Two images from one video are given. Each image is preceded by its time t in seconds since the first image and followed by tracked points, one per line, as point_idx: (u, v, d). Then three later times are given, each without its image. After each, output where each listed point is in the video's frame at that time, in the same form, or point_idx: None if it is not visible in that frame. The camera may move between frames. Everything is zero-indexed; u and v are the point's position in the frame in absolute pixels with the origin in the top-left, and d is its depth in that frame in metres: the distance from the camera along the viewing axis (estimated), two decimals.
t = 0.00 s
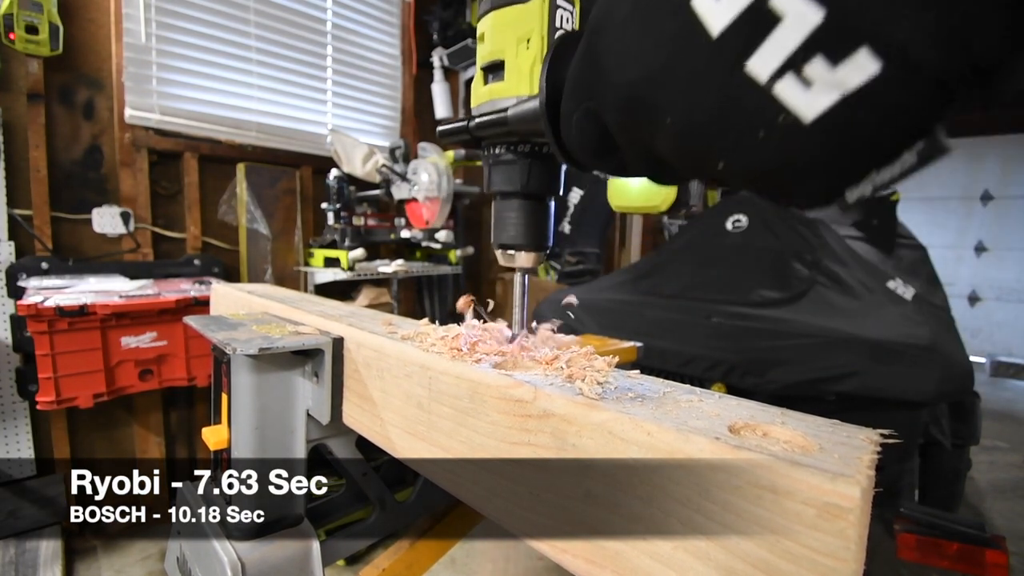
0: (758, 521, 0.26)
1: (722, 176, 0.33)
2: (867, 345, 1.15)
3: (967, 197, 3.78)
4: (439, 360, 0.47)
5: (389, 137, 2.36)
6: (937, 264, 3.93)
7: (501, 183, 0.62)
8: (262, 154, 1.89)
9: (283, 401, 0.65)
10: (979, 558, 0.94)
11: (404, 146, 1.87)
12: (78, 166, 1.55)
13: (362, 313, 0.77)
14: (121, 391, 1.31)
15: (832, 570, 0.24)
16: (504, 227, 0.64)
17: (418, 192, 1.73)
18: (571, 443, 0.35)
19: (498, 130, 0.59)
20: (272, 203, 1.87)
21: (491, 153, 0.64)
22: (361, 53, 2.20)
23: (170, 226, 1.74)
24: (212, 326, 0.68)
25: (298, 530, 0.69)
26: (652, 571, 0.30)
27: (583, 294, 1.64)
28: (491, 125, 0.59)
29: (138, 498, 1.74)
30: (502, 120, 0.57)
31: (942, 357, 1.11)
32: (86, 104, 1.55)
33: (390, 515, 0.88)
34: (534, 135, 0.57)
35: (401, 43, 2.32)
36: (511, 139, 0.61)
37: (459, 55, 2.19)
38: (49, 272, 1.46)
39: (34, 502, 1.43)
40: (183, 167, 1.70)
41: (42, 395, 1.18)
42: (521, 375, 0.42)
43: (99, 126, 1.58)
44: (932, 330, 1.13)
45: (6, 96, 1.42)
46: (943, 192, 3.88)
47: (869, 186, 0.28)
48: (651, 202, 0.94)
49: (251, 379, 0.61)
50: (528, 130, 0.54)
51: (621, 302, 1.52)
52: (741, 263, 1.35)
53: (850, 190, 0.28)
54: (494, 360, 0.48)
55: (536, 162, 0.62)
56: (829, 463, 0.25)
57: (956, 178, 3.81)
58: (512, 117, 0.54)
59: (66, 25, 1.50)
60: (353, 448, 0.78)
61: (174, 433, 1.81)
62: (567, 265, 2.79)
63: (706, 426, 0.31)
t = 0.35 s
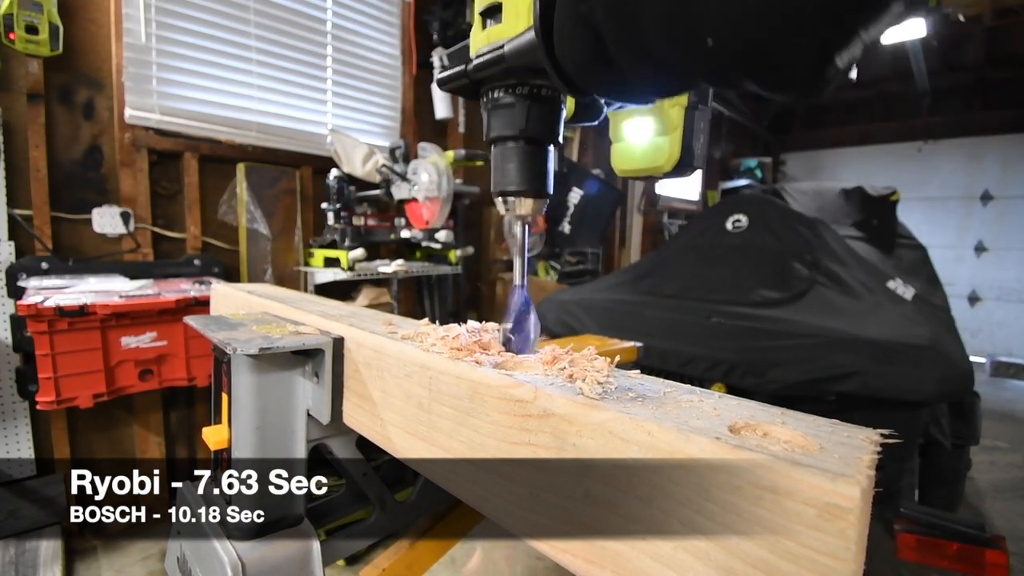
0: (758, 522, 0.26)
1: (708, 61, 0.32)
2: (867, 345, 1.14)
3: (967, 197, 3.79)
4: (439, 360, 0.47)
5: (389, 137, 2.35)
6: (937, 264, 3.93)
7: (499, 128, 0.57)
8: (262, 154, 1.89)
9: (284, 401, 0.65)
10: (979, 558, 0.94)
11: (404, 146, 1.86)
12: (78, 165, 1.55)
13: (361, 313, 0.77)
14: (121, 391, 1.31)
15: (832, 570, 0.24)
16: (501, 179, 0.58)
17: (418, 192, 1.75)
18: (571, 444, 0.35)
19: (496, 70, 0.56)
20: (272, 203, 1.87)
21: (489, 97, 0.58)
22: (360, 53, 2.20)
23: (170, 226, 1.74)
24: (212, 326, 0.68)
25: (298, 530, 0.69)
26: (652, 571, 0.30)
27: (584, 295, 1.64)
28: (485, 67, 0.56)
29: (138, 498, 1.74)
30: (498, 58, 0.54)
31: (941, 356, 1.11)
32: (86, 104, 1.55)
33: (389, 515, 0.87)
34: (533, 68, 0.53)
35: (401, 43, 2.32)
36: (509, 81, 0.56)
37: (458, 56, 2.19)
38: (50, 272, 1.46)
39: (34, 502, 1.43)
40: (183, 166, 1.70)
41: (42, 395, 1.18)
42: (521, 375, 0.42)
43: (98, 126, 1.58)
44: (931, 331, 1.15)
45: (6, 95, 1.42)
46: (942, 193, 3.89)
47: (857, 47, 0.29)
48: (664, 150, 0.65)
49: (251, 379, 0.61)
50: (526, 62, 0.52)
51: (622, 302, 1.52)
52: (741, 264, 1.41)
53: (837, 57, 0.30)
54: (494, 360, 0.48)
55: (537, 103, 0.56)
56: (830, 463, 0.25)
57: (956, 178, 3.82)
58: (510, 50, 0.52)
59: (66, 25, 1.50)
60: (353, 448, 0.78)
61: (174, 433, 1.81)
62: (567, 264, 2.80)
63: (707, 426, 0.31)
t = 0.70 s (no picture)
0: (756, 523, 0.26)
1: None
2: (867, 345, 1.14)
3: (967, 197, 3.79)
4: (438, 360, 0.47)
5: (389, 137, 2.35)
6: (937, 264, 3.92)
7: None
8: (262, 154, 1.88)
9: (283, 401, 0.65)
10: (980, 558, 0.93)
11: (404, 146, 1.86)
12: (78, 166, 1.55)
13: (361, 313, 0.77)
14: (121, 391, 1.31)
15: (832, 571, 0.24)
16: None
17: (418, 192, 1.77)
18: (569, 444, 0.35)
19: None
20: (272, 203, 1.87)
21: None
22: (361, 53, 2.20)
23: (170, 226, 1.74)
24: (212, 326, 0.68)
25: (298, 530, 0.69)
26: (651, 572, 0.30)
27: (584, 295, 1.64)
28: None
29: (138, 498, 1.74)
30: None
31: (942, 356, 1.11)
32: (87, 104, 1.55)
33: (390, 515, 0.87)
34: None
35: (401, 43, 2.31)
36: None
37: (459, 55, 2.19)
38: (50, 272, 1.46)
39: (34, 502, 1.43)
40: (183, 167, 1.70)
41: (42, 395, 1.18)
42: (521, 375, 0.42)
43: (99, 126, 1.58)
44: (931, 331, 1.15)
45: (6, 96, 1.43)
46: (942, 193, 3.88)
47: None
48: None
49: (251, 379, 0.61)
50: None
51: (622, 302, 1.53)
52: (741, 264, 1.43)
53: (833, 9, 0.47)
54: (494, 360, 0.48)
55: None
56: (829, 464, 0.25)
57: (956, 178, 3.81)
58: None
59: (66, 25, 1.50)
60: (353, 448, 0.77)
61: (174, 433, 1.81)
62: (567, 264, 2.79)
63: (706, 426, 0.31)
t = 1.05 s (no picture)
0: (756, 523, 0.26)
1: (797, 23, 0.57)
2: (867, 346, 1.14)
3: (967, 197, 3.78)
4: (438, 360, 0.47)
5: (389, 137, 2.35)
6: (937, 265, 3.93)
7: None
8: (262, 154, 1.89)
9: (284, 401, 0.65)
10: (980, 558, 0.93)
11: (404, 146, 1.86)
12: (78, 166, 1.55)
13: (361, 313, 0.78)
14: (121, 391, 1.31)
15: (831, 571, 0.24)
16: None
17: (418, 192, 1.77)
18: (569, 444, 0.35)
19: None
20: (272, 203, 1.88)
21: None
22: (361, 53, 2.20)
23: (170, 227, 1.74)
24: (212, 326, 0.68)
25: (297, 530, 0.69)
26: (651, 572, 0.30)
27: (584, 295, 1.65)
28: None
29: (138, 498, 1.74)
30: None
31: (942, 356, 1.12)
32: (87, 104, 1.55)
33: (390, 516, 0.87)
34: None
35: (401, 43, 2.31)
36: None
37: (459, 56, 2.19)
38: (50, 272, 1.46)
39: (34, 502, 1.43)
40: (184, 167, 1.70)
41: (43, 395, 1.18)
42: (521, 375, 0.42)
43: (99, 126, 1.58)
44: (932, 331, 1.15)
45: (6, 96, 1.43)
46: (942, 193, 3.88)
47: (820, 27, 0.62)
48: None
49: (251, 379, 0.61)
50: None
51: (622, 303, 1.53)
52: (741, 264, 1.43)
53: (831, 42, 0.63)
54: (494, 360, 0.48)
55: None
56: (829, 464, 0.25)
57: (956, 178, 3.81)
58: None
59: (67, 25, 1.50)
60: (353, 448, 0.77)
61: (174, 433, 1.81)
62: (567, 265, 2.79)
63: (706, 426, 0.31)
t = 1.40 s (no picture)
0: (756, 524, 0.26)
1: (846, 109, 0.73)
2: (867, 346, 1.14)
3: (967, 197, 3.78)
4: (438, 360, 0.47)
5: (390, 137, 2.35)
6: (937, 265, 3.93)
7: None
8: (262, 154, 1.89)
9: (283, 401, 0.65)
10: (980, 558, 0.94)
11: (404, 146, 1.86)
12: (78, 166, 1.55)
13: (362, 313, 0.78)
14: (121, 391, 1.31)
15: (831, 572, 0.24)
16: None
17: (418, 192, 1.78)
18: (569, 444, 0.35)
19: None
20: (272, 203, 1.88)
21: None
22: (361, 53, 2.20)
23: (170, 226, 1.74)
24: (212, 326, 0.68)
25: (297, 530, 0.69)
26: (651, 572, 0.30)
27: (584, 295, 1.65)
28: None
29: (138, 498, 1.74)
30: None
31: (942, 356, 1.11)
32: (87, 104, 1.55)
33: (390, 516, 0.86)
34: None
35: (401, 43, 2.31)
36: None
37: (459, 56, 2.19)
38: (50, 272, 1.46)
39: (34, 502, 1.43)
40: (184, 167, 1.70)
41: (42, 395, 1.18)
42: (521, 375, 0.42)
43: (99, 126, 1.58)
44: (932, 331, 1.14)
45: (6, 96, 1.43)
46: (942, 193, 3.88)
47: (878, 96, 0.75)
48: None
49: (251, 379, 0.61)
50: None
51: (622, 303, 1.53)
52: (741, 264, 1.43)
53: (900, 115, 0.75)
54: (494, 360, 0.48)
55: None
56: (829, 464, 0.25)
57: (956, 178, 3.80)
58: None
59: (66, 26, 1.50)
60: (353, 448, 0.77)
61: (174, 433, 1.81)
62: (566, 265, 2.79)
63: (706, 427, 0.31)
